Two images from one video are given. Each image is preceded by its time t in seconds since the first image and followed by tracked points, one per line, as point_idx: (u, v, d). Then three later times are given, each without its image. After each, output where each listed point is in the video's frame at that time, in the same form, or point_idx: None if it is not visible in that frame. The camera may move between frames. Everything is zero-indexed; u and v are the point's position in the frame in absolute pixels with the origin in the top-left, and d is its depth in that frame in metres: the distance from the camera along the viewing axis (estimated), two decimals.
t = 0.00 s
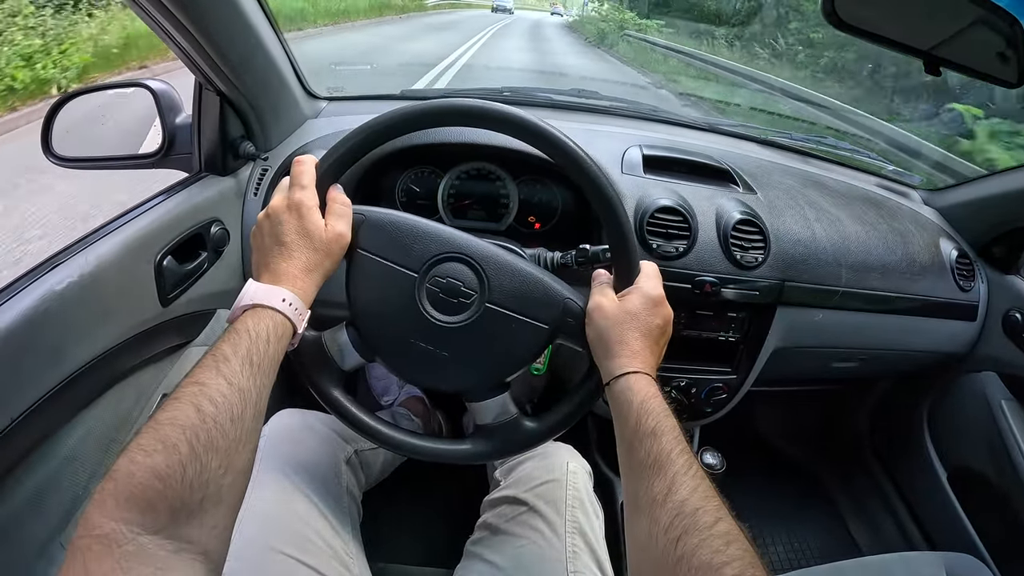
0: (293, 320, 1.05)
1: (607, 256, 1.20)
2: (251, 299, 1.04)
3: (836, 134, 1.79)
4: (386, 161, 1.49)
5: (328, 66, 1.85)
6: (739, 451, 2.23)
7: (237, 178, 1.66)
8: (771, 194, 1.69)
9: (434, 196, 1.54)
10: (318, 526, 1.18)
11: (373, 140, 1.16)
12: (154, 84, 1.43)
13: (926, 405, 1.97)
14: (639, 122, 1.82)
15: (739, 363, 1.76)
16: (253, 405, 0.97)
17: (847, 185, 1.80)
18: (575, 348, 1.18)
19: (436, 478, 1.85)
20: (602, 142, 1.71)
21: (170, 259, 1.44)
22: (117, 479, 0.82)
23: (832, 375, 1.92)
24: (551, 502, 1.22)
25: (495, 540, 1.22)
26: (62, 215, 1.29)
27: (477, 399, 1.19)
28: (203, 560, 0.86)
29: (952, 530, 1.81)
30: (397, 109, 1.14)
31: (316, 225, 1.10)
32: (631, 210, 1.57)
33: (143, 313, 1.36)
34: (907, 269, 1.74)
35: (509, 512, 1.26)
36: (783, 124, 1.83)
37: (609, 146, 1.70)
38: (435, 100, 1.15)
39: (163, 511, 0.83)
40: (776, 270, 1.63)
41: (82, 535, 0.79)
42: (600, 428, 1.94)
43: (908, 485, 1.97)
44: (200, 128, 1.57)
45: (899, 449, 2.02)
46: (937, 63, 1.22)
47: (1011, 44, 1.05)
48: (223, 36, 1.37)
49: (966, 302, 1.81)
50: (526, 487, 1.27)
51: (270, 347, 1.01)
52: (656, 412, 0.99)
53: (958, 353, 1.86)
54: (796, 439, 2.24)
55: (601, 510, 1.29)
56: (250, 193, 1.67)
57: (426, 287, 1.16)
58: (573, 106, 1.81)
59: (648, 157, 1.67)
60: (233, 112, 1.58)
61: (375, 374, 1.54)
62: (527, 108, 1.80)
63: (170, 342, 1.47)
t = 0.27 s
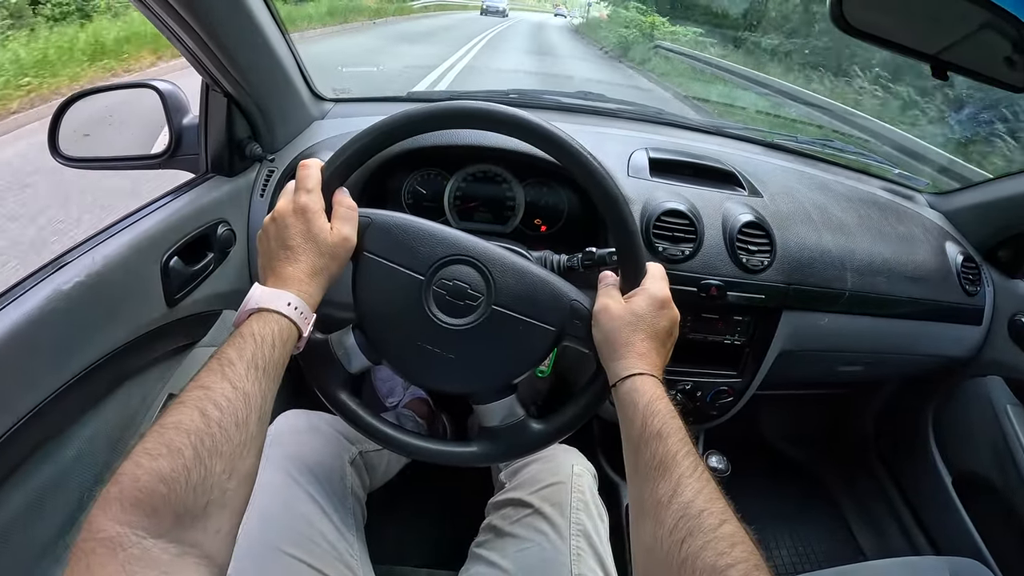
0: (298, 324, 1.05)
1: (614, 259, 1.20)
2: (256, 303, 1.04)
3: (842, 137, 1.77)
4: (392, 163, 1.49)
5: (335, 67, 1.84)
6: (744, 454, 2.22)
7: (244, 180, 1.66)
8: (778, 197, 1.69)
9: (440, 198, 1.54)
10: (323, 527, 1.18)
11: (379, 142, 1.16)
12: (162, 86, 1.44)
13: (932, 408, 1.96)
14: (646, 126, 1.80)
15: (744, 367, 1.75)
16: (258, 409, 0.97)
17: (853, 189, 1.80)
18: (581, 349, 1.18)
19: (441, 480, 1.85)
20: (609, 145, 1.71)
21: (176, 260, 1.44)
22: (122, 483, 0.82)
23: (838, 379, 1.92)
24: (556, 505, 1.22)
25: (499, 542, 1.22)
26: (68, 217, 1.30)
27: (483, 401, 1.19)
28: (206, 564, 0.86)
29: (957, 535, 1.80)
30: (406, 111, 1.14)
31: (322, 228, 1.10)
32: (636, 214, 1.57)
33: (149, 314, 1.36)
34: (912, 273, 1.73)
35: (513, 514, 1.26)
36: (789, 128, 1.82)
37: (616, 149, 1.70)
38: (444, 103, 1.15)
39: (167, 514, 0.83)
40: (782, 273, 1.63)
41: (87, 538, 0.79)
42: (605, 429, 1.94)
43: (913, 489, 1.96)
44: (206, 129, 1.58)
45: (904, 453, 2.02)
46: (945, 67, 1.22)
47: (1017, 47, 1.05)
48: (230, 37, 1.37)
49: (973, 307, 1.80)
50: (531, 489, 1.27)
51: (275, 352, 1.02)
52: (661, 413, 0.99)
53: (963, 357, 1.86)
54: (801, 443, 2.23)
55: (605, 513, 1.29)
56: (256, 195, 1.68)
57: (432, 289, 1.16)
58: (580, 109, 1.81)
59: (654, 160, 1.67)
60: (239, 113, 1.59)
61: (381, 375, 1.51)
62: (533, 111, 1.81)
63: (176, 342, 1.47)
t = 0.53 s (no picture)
0: (305, 327, 1.04)
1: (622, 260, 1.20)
2: (264, 306, 1.04)
3: (850, 139, 1.77)
4: (399, 163, 1.49)
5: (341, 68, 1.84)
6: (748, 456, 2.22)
7: (250, 180, 1.66)
8: (785, 200, 1.68)
9: (447, 199, 1.54)
10: (329, 529, 1.18)
11: (387, 142, 1.16)
12: (169, 85, 1.44)
13: (938, 412, 1.96)
14: (651, 126, 1.81)
15: (751, 368, 1.75)
16: (265, 413, 0.97)
17: (861, 191, 1.79)
18: (590, 348, 1.17)
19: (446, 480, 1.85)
20: (616, 146, 1.70)
21: (183, 260, 1.44)
22: (129, 488, 0.82)
23: (844, 382, 1.91)
24: (562, 507, 1.21)
25: (506, 544, 1.22)
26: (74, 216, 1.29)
27: (491, 402, 1.19)
28: (213, 568, 0.85)
29: (962, 538, 1.80)
30: (414, 110, 1.14)
31: (328, 231, 1.09)
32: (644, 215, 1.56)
33: (155, 314, 1.36)
34: (920, 276, 1.73)
35: (519, 516, 1.25)
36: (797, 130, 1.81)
37: (623, 150, 1.69)
38: (451, 103, 1.15)
39: (174, 518, 0.82)
40: (790, 276, 1.62)
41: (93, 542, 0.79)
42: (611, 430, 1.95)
43: (918, 493, 1.96)
44: (213, 129, 1.58)
45: (909, 455, 2.01)
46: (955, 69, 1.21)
47: None
48: (238, 36, 1.37)
49: (980, 310, 1.80)
50: (537, 491, 1.27)
51: (282, 356, 1.01)
52: (671, 412, 0.99)
53: (970, 361, 1.85)
54: (807, 445, 2.23)
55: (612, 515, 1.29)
56: (263, 194, 1.68)
57: (440, 290, 1.16)
58: (587, 111, 1.80)
59: (661, 162, 1.66)
60: (247, 112, 1.59)
61: (386, 375, 1.51)
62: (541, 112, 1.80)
63: (181, 342, 1.47)
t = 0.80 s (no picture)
0: (310, 332, 1.04)
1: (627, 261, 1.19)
2: (268, 311, 1.04)
3: (854, 143, 1.77)
4: (404, 164, 1.49)
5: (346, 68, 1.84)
6: (751, 458, 2.22)
7: (255, 179, 1.66)
8: (790, 203, 1.68)
9: (452, 200, 1.54)
10: (332, 531, 1.18)
11: (392, 144, 1.16)
12: (175, 85, 1.44)
13: (941, 415, 1.96)
14: (656, 128, 1.83)
15: (754, 371, 1.75)
16: (269, 417, 0.97)
17: (866, 195, 1.79)
18: (596, 349, 1.17)
19: (449, 481, 1.85)
20: (621, 148, 1.70)
21: (187, 260, 1.44)
22: (133, 492, 0.82)
23: (847, 384, 1.91)
24: (566, 509, 1.21)
25: (509, 546, 1.22)
26: (78, 217, 1.30)
27: (497, 403, 1.19)
28: (216, 572, 0.85)
29: (965, 542, 1.79)
30: (418, 112, 1.14)
31: (332, 235, 1.09)
32: (648, 217, 1.56)
33: (158, 315, 1.36)
34: (924, 279, 1.73)
35: (523, 517, 1.25)
36: (801, 133, 1.81)
37: (628, 152, 1.69)
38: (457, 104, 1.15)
39: (178, 523, 0.82)
40: (794, 278, 1.62)
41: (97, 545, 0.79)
42: (614, 433, 1.95)
43: (922, 497, 1.95)
44: (218, 130, 1.58)
45: (912, 458, 2.01)
46: (960, 71, 1.22)
47: None
48: (243, 35, 1.37)
49: (984, 313, 1.79)
50: (540, 493, 1.27)
51: (286, 360, 1.01)
52: (677, 411, 0.99)
53: (973, 364, 1.85)
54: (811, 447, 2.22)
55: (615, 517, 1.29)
56: (268, 195, 1.68)
57: (444, 291, 1.16)
58: (592, 113, 1.83)
59: (665, 164, 1.66)
60: (251, 112, 1.59)
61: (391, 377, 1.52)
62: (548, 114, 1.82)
63: (186, 342, 1.47)
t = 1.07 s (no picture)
0: (309, 332, 1.04)
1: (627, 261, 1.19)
2: (268, 310, 1.03)
3: (857, 143, 1.76)
4: (406, 164, 1.49)
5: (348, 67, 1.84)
6: (753, 461, 2.21)
7: (257, 178, 1.66)
8: (792, 204, 1.68)
9: (454, 199, 1.54)
10: (332, 530, 1.17)
11: (394, 142, 1.16)
12: (177, 83, 1.44)
13: (944, 418, 1.95)
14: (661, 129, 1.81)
15: (756, 373, 1.75)
16: (268, 416, 0.97)
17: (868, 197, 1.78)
18: (597, 348, 1.17)
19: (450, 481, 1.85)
20: (623, 148, 1.70)
21: (188, 258, 1.44)
22: (131, 492, 0.82)
23: (850, 387, 1.91)
24: (566, 510, 1.21)
25: (509, 547, 1.21)
26: (79, 214, 1.29)
27: (498, 403, 1.18)
28: (214, 572, 0.85)
29: (967, 545, 1.78)
30: (418, 111, 1.13)
31: (331, 234, 1.09)
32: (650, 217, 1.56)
33: (159, 313, 1.36)
34: (928, 281, 1.72)
35: (523, 518, 1.25)
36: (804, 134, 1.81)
37: (630, 152, 1.69)
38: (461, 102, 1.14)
39: (175, 523, 0.82)
40: (797, 279, 1.62)
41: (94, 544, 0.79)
42: (615, 435, 1.95)
43: (924, 499, 1.94)
44: (220, 129, 1.58)
45: (914, 461, 2.00)
46: (962, 72, 1.21)
47: None
48: (245, 34, 1.36)
49: (986, 316, 1.79)
50: (541, 493, 1.26)
51: (285, 360, 1.01)
52: (678, 411, 0.98)
53: (976, 366, 1.85)
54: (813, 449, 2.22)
55: (616, 518, 1.28)
56: (269, 193, 1.68)
57: (445, 292, 1.16)
58: (597, 115, 1.81)
59: (668, 164, 1.66)
60: (254, 112, 1.58)
61: (392, 378, 1.53)
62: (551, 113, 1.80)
63: (186, 341, 1.47)
